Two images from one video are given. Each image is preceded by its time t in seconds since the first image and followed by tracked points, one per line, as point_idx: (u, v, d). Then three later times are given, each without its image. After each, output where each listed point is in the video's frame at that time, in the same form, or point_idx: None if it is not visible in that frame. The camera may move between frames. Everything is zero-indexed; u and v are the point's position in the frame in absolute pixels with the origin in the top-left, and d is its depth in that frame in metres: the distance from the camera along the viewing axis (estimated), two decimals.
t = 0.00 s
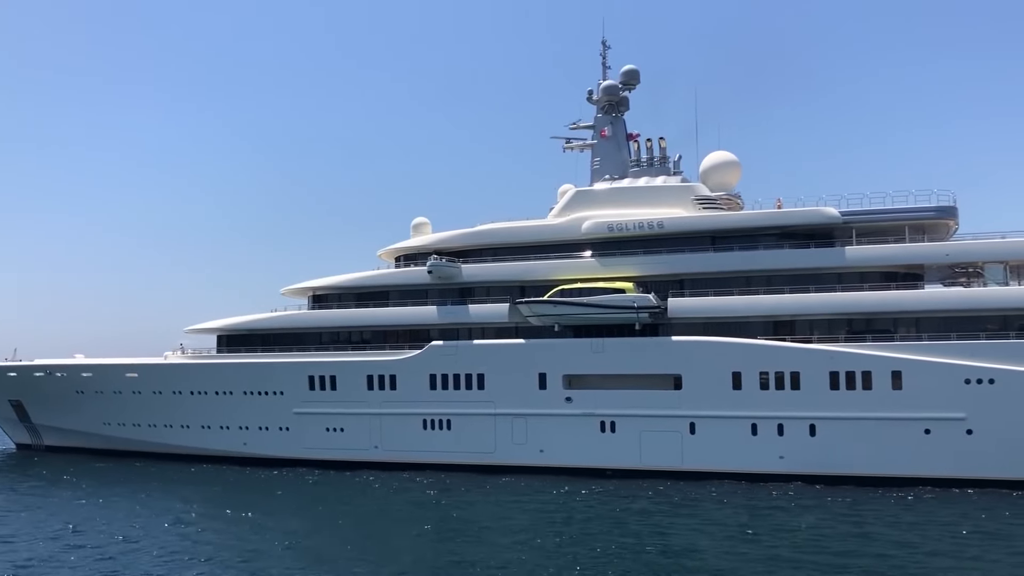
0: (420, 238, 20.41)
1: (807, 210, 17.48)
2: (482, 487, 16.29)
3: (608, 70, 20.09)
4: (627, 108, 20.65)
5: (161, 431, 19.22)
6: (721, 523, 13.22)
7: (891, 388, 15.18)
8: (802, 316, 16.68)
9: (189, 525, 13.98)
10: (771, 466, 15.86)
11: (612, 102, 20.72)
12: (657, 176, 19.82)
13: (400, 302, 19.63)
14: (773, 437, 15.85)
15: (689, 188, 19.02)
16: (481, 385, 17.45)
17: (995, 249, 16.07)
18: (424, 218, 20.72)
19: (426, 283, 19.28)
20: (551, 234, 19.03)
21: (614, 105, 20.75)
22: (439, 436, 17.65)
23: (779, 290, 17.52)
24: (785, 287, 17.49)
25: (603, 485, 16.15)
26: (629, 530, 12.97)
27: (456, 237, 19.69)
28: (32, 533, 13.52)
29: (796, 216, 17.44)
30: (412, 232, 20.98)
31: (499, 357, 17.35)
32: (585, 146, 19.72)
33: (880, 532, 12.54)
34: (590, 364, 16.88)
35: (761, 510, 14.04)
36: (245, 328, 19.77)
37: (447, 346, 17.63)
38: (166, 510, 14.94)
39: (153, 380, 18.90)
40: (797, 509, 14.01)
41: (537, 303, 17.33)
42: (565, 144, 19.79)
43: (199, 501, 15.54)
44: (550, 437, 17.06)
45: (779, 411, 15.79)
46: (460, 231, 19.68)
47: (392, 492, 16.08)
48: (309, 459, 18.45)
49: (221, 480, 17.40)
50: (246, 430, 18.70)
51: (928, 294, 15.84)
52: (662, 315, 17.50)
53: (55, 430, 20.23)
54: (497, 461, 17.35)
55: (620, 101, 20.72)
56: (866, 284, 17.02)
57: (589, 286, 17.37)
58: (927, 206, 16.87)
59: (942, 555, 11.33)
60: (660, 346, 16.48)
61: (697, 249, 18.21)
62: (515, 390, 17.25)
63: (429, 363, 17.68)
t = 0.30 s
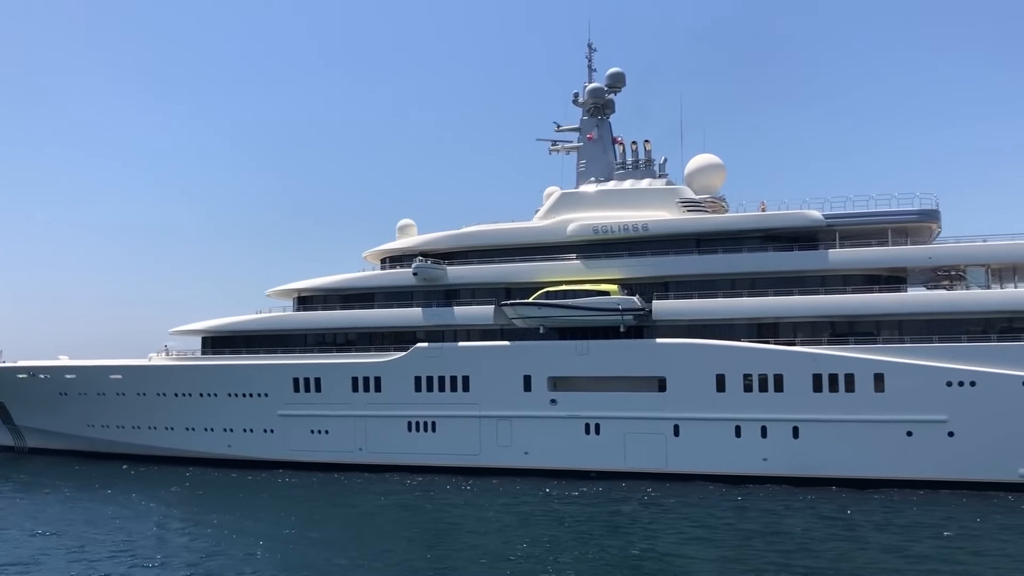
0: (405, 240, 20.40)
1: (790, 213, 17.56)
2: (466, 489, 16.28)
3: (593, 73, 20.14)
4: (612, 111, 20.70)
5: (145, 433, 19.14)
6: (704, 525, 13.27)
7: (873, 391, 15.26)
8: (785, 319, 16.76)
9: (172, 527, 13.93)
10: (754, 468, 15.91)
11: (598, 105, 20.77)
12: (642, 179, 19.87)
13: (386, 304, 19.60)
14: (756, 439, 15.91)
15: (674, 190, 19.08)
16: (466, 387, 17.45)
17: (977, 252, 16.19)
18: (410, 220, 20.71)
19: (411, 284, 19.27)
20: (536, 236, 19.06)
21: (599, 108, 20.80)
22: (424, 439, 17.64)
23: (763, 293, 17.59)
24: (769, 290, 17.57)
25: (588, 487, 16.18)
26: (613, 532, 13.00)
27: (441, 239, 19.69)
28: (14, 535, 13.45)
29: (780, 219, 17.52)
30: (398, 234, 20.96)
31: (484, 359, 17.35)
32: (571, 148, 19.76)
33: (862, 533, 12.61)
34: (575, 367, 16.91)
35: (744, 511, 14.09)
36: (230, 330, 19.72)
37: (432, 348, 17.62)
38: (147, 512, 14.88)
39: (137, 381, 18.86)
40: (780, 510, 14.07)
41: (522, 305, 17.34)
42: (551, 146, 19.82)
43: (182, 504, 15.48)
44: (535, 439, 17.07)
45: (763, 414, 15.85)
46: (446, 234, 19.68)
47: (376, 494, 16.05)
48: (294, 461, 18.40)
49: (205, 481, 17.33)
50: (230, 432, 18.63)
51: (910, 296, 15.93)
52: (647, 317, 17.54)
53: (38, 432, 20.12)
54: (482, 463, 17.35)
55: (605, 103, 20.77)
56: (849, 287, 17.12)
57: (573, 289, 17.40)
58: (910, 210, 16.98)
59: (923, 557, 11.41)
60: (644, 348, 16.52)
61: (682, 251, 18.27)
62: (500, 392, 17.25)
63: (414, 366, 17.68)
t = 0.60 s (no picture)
0: (392, 241, 20.38)
1: (775, 215, 17.62)
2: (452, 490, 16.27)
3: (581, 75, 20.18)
4: (600, 112, 20.73)
5: (130, 434, 19.06)
6: (690, 525, 13.32)
7: (857, 393, 15.34)
8: (770, 321, 16.81)
9: (156, 528, 13.88)
10: (739, 469, 15.96)
11: (585, 106, 20.80)
12: (629, 180, 19.91)
13: (372, 304, 19.57)
14: (741, 441, 15.96)
15: (660, 192, 19.13)
16: (453, 388, 17.44)
17: (960, 255, 16.29)
18: (397, 221, 20.69)
19: (398, 285, 19.26)
20: (523, 238, 19.07)
21: (586, 109, 20.83)
22: (410, 440, 17.62)
23: (748, 295, 17.65)
24: (755, 292, 17.63)
25: (573, 488, 16.19)
26: (598, 532, 13.02)
27: (428, 240, 19.68)
28: None
29: (765, 221, 17.58)
30: (385, 234, 20.94)
31: (470, 361, 17.35)
32: (559, 150, 19.78)
33: (845, 534, 12.66)
34: (561, 368, 16.91)
35: (728, 512, 14.13)
36: (215, 330, 19.66)
37: (418, 349, 17.61)
38: (130, 513, 14.82)
39: (122, 382, 18.83)
40: (765, 511, 14.12)
41: (508, 306, 17.35)
42: (538, 147, 19.84)
43: (167, 504, 15.43)
44: (521, 440, 17.07)
45: (748, 415, 15.90)
46: (432, 235, 19.67)
47: (361, 495, 16.02)
48: (280, 462, 18.35)
49: (190, 482, 17.26)
50: (216, 433, 18.56)
51: (895, 298, 16.02)
52: (633, 319, 17.57)
53: (22, 433, 20.02)
54: (467, 464, 17.34)
55: (592, 105, 20.80)
56: (833, 289, 17.20)
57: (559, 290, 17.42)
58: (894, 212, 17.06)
59: (907, 557, 11.47)
60: (630, 349, 16.56)
61: (668, 253, 18.31)
62: (486, 394, 17.25)
63: (400, 367, 17.66)
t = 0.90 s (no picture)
0: (379, 240, 20.34)
1: (761, 215, 17.68)
2: (438, 489, 16.26)
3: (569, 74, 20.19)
4: (588, 112, 20.75)
5: (115, 433, 18.97)
6: (676, 525, 13.35)
7: (842, 393, 15.40)
8: (756, 321, 16.87)
9: (141, 527, 13.83)
10: (724, 469, 16.00)
11: (573, 106, 20.81)
12: (616, 180, 19.94)
13: (359, 303, 19.54)
14: (726, 441, 16.00)
15: (647, 192, 19.16)
16: (439, 388, 17.43)
17: (945, 256, 16.39)
18: (384, 220, 20.66)
19: (385, 284, 19.23)
20: (510, 237, 19.07)
21: (574, 109, 20.84)
22: (396, 439, 17.59)
23: (734, 295, 17.71)
24: (740, 292, 17.69)
25: (559, 487, 16.20)
26: (585, 532, 13.03)
27: (415, 239, 19.66)
28: None
29: (751, 222, 17.63)
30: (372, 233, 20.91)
31: (457, 360, 17.34)
32: (547, 149, 19.79)
33: (830, 534, 12.72)
34: (548, 368, 16.92)
35: (714, 512, 14.16)
36: (202, 328, 19.58)
37: (405, 348, 17.59)
38: (115, 513, 14.74)
39: (108, 380, 18.74)
40: (751, 511, 14.17)
41: (495, 306, 17.35)
42: (526, 147, 19.84)
43: (151, 503, 15.37)
44: (507, 440, 17.07)
45: (733, 415, 15.95)
46: (420, 234, 19.65)
47: (347, 494, 15.97)
48: (266, 461, 18.29)
49: (175, 481, 17.20)
50: (202, 432, 18.49)
51: (880, 299, 16.10)
52: (619, 319, 17.60)
53: (7, 431, 19.91)
54: (454, 464, 17.32)
55: (580, 104, 20.81)
56: (819, 290, 17.26)
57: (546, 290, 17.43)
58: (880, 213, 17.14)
59: (889, 557, 11.53)
60: (616, 349, 16.59)
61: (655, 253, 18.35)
62: (473, 393, 17.24)
63: (387, 366, 17.64)
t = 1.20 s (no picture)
0: (366, 238, 20.31)
1: (746, 215, 17.74)
2: (423, 487, 16.25)
3: (556, 73, 20.21)
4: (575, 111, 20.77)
5: (99, 430, 18.89)
6: (661, 523, 13.39)
7: (826, 392, 15.48)
8: (741, 320, 16.93)
9: (124, 525, 13.76)
10: (708, 468, 16.06)
11: (560, 105, 20.83)
12: (603, 179, 19.97)
13: (345, 301, 19.50)
14: (711, 439, 16.06)
15: (633, 191, 19.20)
16: (425, 386, 17.42)
17: (929, 256, 16.48)
18: (370, 218, 20.63)
19: (372, 282, 19.21)
20: (497, 236, 19.08)
21: (561, 108, 20.86)
22: (382, 437, 17.57)
23: (719, 294, 17.77)
24: (726, 291, 17.75)
25: (544, 486, 16.22)
26: (572, 530, 13.04)
27: (402, 237, 19.64)
28: None
29: (737, 221, 17.68)
30: (359, 231, 20.88)
31: (443, 358, 17.34)
32: (534, 148, 19.80)
33: (813, 532, 12.78)
34: (534, 366, 16.92)
35: (698, 510, 14.20)
36: (187, 326, 19.52)
37: (391, 346, 17.58)
38: (98, 511, 14.66)
39: (93, 377, 18.67)
40: (735, 509, 14.22)
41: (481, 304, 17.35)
42: (513, 145, 19.85)
43: (134, 501, 15.30)
44: (492, 438, 17.07)
45: (718, 413, 16.00)
46: (406, 232, 19.63)
47: (332, 492, 15.95)
48: (251, 458, 18.24)
49: (159, 479, 17.13)
50: (187, 430, 18.44)
51: (864, 298, 16.18)
52: (605, 317, 17.64)
53: None
54: (439, 462, 17.32)
55: (567, 103, 20.83)
56: (803, 289, 17.33)
57: (533, 288, 17.44)
58: (864, 213, 17.22)
59: (871, 556, 11.59)
60: (602, 348, 16.62)
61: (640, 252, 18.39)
62: (459, 391, 17.24)
63: (372, 364, 17.61)
